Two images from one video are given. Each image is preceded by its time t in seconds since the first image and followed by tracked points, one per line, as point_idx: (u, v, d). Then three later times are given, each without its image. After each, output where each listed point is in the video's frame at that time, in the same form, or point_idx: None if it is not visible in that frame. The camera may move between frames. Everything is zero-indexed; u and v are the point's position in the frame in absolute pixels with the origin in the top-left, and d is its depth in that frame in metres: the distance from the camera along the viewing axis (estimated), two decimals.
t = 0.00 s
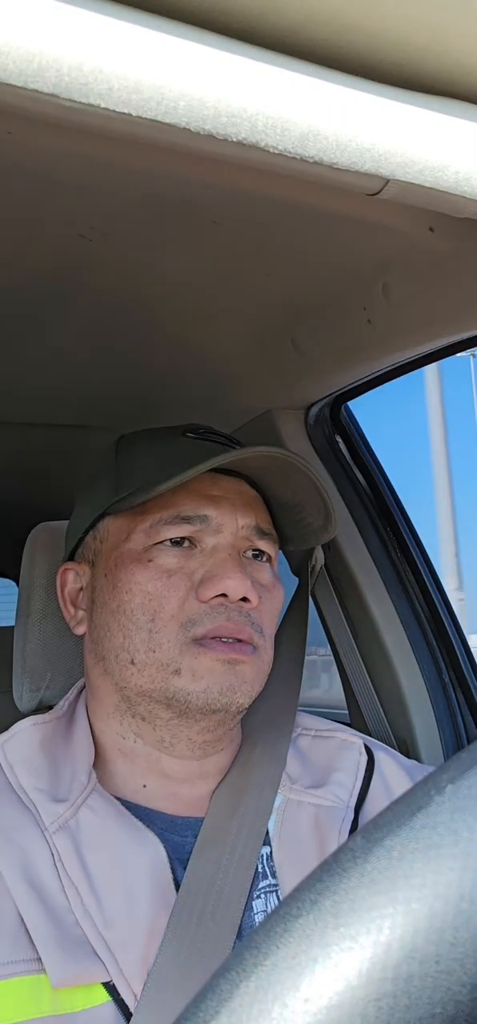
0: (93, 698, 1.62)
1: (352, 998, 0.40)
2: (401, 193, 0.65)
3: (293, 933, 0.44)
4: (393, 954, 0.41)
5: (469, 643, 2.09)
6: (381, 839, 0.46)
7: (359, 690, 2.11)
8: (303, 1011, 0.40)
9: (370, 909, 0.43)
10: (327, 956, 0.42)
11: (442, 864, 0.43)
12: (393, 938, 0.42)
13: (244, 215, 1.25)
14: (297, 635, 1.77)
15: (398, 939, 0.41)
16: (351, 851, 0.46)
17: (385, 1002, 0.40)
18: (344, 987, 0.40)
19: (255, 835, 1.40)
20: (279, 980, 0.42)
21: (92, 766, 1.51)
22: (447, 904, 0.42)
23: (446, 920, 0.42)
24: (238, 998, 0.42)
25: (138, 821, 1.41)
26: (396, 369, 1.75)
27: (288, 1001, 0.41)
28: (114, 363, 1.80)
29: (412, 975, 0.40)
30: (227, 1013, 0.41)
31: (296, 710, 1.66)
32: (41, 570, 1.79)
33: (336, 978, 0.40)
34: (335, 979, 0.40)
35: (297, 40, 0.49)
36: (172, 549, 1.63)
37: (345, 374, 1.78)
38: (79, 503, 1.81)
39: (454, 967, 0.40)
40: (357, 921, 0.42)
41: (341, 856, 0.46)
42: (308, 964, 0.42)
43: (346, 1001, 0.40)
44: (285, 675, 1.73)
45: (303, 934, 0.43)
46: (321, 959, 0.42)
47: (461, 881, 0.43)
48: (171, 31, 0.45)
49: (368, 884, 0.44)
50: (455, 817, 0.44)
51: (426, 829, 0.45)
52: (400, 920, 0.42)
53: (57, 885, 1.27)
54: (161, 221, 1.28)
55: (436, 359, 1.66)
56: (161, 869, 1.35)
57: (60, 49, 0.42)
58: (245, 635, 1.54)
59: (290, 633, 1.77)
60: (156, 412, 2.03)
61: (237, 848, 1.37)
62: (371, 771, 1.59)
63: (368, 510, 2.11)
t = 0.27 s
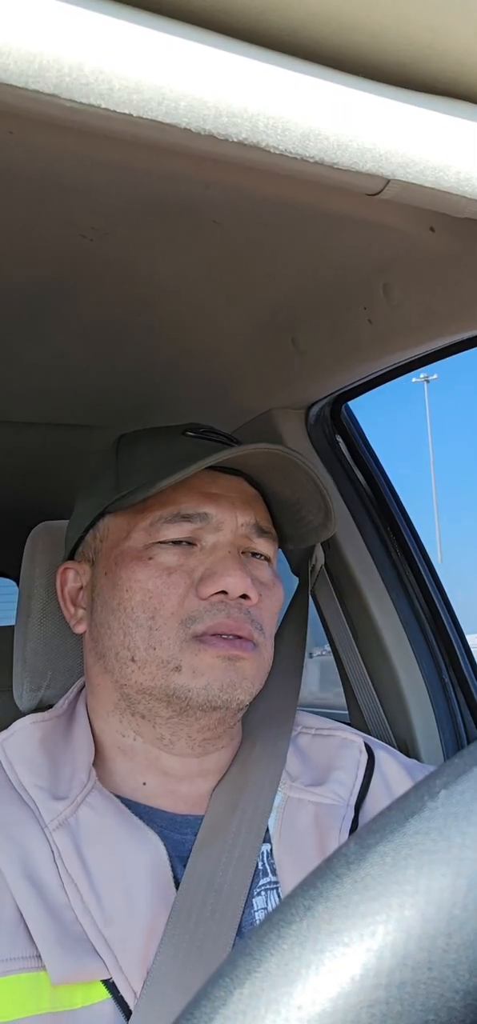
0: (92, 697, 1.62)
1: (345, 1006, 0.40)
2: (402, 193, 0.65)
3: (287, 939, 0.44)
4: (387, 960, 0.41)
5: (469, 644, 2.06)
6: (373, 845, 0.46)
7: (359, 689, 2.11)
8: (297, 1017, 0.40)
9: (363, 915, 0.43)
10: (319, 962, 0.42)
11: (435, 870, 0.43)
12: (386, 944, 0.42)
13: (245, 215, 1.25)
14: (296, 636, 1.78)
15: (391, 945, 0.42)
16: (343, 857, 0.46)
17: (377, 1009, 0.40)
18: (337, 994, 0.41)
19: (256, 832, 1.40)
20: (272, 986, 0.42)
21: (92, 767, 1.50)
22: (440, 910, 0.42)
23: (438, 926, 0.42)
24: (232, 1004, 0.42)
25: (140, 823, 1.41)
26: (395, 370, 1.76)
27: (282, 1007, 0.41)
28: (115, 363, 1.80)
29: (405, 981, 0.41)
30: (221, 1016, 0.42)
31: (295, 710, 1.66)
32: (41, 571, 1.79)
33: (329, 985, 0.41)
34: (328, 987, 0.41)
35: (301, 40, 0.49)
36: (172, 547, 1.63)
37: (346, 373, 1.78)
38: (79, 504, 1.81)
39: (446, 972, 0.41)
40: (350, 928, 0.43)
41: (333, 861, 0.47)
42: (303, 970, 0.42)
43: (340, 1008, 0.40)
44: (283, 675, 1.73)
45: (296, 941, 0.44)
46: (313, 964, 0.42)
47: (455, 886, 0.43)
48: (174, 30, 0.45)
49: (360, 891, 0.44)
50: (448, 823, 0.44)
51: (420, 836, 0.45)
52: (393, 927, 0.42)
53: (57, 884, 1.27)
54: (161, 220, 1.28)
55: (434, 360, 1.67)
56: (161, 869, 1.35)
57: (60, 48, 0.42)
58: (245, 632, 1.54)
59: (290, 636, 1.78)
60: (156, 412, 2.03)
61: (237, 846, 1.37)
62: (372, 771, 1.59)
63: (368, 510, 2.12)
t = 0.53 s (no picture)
0: (94, 698, 1.62)
1: (344, 1007, 0.39)
2: (400, 193, 0.65)
3: (285, 939, 0.42)
4: (384, 961, 0.40)
5: (468, 642, 2.04)
6: (372, 843, 0.44)
7: (360, 690, 2.11)
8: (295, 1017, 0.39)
9: (362, 916, 0.41)
10: (318, 962, 0.41)
11: (434, 870, 0.41)
12: (384, 945, 0.40)
13: (244, 216, 1.25)
14: (296, 638, 1.79)
15: (389, 947, 0.40)
16: (342, 857, 0.44)
17: (376, 1010, 0.39)
18: (335, 994, 0.39)
19: (254, 837, 1.40)
20: (271, 985, 0.41)
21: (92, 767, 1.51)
22: (439, 911, 0.40)
23: (437, 926, 0.40)
24: (232, 1004, 0.41)
25: (139, 822, 1.42)
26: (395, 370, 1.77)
27: (280, 1009, 0.40)
28: (115, 364, 1.80)
29: (403, 982, 0.39)
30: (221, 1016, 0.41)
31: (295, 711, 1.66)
32: (41, 570, 1.79)
33: (327, 985, 0.39)
34: (327, 987, 0.39)
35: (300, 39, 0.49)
36: (176, 549, 1.63)
37: (346, 374, 1.78)
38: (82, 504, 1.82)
39: (445, 972, 0.39)
40: (348, 928, 0.41)
41: (332, 860, 0.44)
42: (301, 971, 0.41)
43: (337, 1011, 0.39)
44: (283, 677, 1.73)
45: (294, 941, 0.42)
46: (312, 964, 0.41)
47: (454, 887, 0.41)
48: (173, 32, 0.45)
49: (359, 891, 0.42)
50: (450, 823, 0.42)
51: (419, 836, 0.43)
52: (391, 927, 0.41)
53: (58, 884, 1.27)
54: (161, 221, 1.28)
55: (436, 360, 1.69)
56: (163, 869, 1.35)
57: (61, 48, 0.42)
58: (248, 635, 1.54)
59: (290, 638, 1.79)
60: (157, 413, 2.03)
61: (237, 847, 1.37)
62: (372, 771, 1.59)
63: (368, 510, 2.12)
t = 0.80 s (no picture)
0: (97, 697, 1.62)
1: (362, 994, 0.40)
2: (401, 193, 0.65)
3: (302, 926, 0.43)
4: (403, 947, 0.41)
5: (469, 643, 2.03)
6: (388, 835, 0.46)
7: (360, 690, 2.11)
8: (312, 1004, 0.40)
9: (381, 904, 0.43)
10: (336, 949, 0.41)
11: (452, 859, 0.44)
12: (403, 932, 0.42)
13: (245, 215, 1.25)
14: (298, 637, 1.79)
15: (408, 933, 0.42)
16: (358, 847, 0.46)
17: (394, 995, 0.40)
18: (353, 979, 0.40)
19: (256, 834, 1.40)
20: (287, 973, 0.41)
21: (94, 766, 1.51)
22: (456, 898, 0.42)
23: (455, 914, 0.42)
24: (246, 991, 0.41)
25: (140, 822, 1.42)
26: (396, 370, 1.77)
27: (297, 994, 0.40)
28: (116, 364, 1.80)
29: (421, 968, 0.41)
30: (235, 1005, 0.41)
31: (295, 710, 1.66)
32: (42, 569, 1.78)
33: (345, 972, 0.40)
34: (345, 974, 0.40)
35: (301, 40, 0.49)
36: (182, 548, 1.62)
37: (347, 374, 1.78)
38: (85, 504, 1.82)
39: (462, 960, 0.41)
40: (367, 916, 0.42)
41: (348, 852, 0.46)
42: (319, 958, 0.41)
43: (358, 994, 0.40)
44: (284, 677, 1.74)
45: (312, 928, 0.43)
46: (330, 951, 0.41)
47: (470, 875, 0.43)
48: (174, 31, 0.45)
49: (377, 880, 0.44)
50: (464, 810, 0.45)
51: (436, 826, 0.45)
52: (410, 915, 0.42)
53: (59, 883, 1.27)
54: (162, 221, 1.28)
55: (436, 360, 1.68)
56: (165, 869, 1.36)
57: (61, 48, 0.42)
58: (254, 631, 1.55)
59: (291, 637, 1.79)
60: (157, 413, 2.04)
61: (239, 846, 1.37)
62: (373, 771, 1.59)
63: (368, 510, 2.12)
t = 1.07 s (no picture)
0: (97, 696, 1.62)
1: (364, 989, 0.40)
2: (401, 193, 0.65)
3: (304, 922, 0.43)
4: (404, 943, 0.41)
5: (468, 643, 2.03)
6: (391, 829, 0.45)
7: (360, 689, 2.11)
8: (314, 999, 0.40)
9: (382, 900, 0.43)
10: (337, 946, 0.42)
11: (453, 854, 0.43)
12: (404, 928, 0.42)
13: (244, 215, 1.25)
14: (297, 637, 1.79)
15: (409, 929, 0.42)
16: (360, 842, 0.46)
17: (395, 991, 0.40)
18: (355, 975, 0.40)
19: (255, 834, 1.40)
20: (289, 969, 0.42)
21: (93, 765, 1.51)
22: (457, 894, 0.42)
23: (456, 909, 0.42)
24: (248, 986, 0.41)
25: (140, 821, 1.42)
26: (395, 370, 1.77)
27: (298, 990, 0.41)
28: (115, 363, 1.80)
29: (423, 964, 0.41)
30: (238, 999, 0.41)
31: (295, 710, 1.67)
32: (42, 569, 1.78)
33: (346, 968, 0.40)
34: (347, 969, 0.40)
35: (301, 40, 0.49)
36: (182, 547, 1.62)
37: (347, 374, 1.78)
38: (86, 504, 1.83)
39: (465, 955, 0.41)
40: (369, 912, 0.42)
41: (350, 847, 0.46)
42: (320, 953, 0.42)
43: (359, 990, 0.40)
44: (284, 677, 1.74)
45: (314, 924, 0.43)
46: (331, 948, 0.42)
47: (471, 872, 0.43)
48: (174, 31, 0.45)
49: (379, 875, 0.44)
50: (465, 808, 0.44)
51: (437, 822, 0.44)
52: (411, 911, 0.42)
53: (59, 883, 1.27)
54: (162, 221, 1.28)
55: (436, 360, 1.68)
56: (164, 869, 1.35)
57: (60, 48, 0.42)
58: (254, 630, 1.55)
59: (291, 637, 1.79)
60: (157, 413, 2.04)
61: (239, 846, 1.37)
62: (372, 771, 1.59)
63: (368, 510, 2.12)
